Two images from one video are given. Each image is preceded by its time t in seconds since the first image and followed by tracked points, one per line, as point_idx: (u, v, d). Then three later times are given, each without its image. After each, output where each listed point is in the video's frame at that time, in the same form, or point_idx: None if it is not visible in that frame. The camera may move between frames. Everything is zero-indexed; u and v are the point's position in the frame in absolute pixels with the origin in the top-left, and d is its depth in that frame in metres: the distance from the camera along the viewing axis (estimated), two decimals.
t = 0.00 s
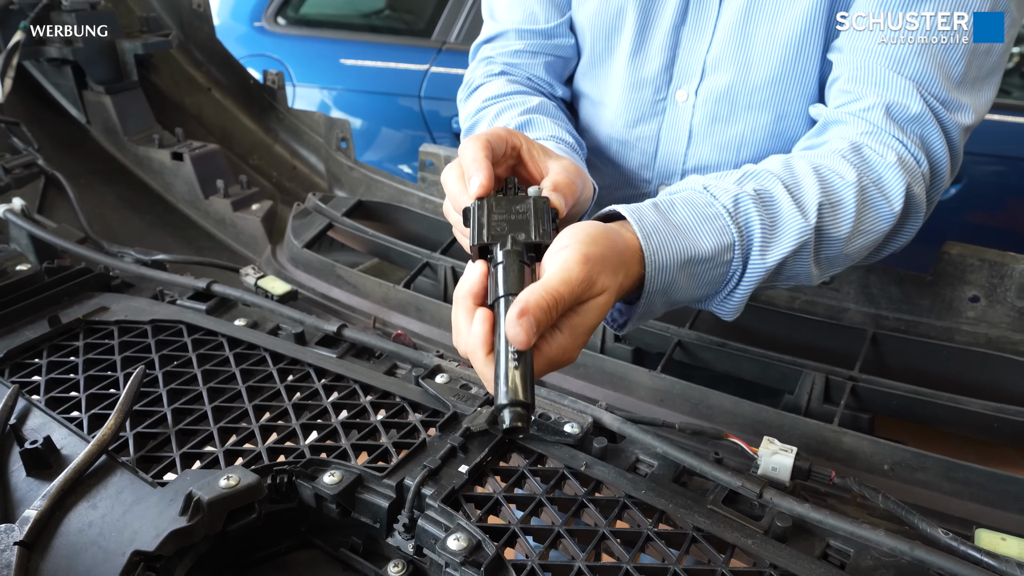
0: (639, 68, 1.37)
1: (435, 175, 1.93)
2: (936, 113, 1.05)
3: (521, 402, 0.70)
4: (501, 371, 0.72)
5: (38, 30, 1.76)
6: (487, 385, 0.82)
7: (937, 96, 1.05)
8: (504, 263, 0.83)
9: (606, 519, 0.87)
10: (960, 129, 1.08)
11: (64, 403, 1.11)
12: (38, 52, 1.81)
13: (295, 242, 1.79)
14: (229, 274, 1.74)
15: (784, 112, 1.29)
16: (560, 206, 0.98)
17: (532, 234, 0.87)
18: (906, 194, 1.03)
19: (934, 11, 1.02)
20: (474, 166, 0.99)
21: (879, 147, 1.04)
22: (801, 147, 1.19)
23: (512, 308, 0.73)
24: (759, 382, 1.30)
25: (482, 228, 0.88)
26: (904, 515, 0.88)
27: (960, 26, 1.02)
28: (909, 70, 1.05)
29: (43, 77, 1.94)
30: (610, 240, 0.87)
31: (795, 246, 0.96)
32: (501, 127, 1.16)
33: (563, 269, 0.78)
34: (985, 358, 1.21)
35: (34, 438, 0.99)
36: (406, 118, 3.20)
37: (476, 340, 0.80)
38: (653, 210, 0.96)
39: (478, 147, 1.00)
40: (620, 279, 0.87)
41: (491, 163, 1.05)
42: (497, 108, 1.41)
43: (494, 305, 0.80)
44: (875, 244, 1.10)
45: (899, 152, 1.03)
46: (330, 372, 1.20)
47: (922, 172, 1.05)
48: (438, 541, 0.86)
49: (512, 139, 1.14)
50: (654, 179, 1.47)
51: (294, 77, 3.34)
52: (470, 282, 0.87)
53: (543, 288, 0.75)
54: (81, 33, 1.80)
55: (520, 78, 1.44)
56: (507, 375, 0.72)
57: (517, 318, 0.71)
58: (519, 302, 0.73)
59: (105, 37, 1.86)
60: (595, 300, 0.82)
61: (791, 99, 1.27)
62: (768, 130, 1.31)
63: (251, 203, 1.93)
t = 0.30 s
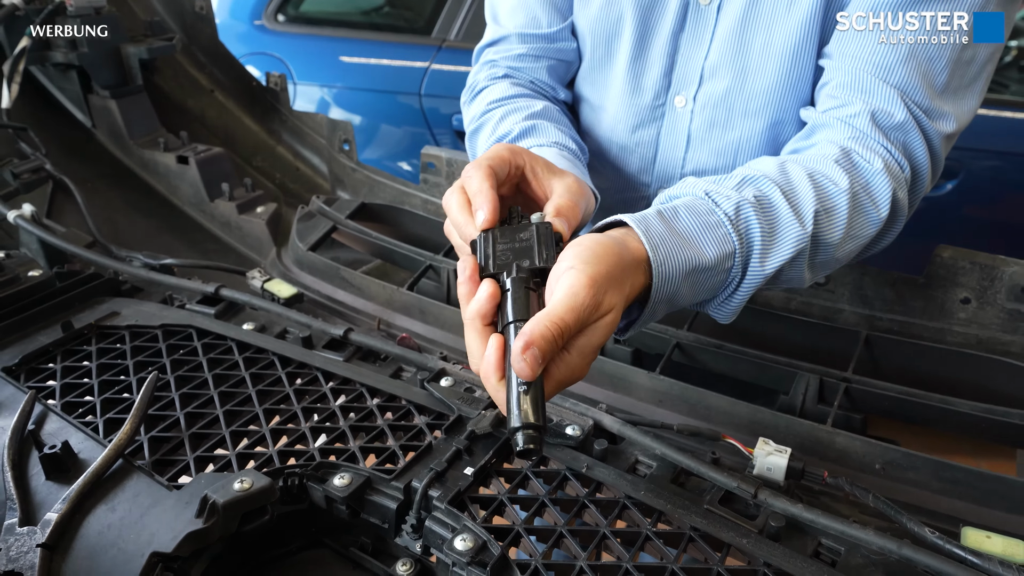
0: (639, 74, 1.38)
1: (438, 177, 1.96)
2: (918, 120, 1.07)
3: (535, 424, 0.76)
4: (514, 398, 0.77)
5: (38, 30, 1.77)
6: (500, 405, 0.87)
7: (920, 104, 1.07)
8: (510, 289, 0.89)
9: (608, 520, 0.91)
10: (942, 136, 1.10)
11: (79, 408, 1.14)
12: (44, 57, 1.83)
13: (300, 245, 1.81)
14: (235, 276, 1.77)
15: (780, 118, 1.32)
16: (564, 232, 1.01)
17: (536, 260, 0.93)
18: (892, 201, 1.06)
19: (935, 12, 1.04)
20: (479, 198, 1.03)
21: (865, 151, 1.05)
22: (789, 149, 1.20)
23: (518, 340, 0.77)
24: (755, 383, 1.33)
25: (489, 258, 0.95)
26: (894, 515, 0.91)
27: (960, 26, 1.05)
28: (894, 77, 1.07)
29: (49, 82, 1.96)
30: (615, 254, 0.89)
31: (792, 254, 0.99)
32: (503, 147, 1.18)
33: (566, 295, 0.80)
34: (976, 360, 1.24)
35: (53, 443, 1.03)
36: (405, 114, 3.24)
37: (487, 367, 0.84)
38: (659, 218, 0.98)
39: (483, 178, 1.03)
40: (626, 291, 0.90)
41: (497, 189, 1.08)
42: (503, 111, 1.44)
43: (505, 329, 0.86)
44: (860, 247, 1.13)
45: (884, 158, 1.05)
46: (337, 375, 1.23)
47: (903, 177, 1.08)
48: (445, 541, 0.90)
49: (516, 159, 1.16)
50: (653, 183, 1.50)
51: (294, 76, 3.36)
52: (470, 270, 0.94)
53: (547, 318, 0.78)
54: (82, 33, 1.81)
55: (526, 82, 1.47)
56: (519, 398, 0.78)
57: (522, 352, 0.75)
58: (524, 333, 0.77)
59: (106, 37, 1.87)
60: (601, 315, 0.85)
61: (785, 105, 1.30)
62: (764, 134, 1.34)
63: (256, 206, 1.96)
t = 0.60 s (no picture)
0: (633, 61, 1.39)
1: (431, 163, 1.96)
2: (899, 105, 1.08)
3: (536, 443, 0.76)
4: (517, 416, 0.78)
5: (39, 31, 1.79)
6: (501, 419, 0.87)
7: (901, 89, 1.08)
8: (510, 299, 0.89)
9: (605, 507, 0.93)
10: (922, 121, 1.11)
11: (83, 406, 1.16)
12: (32, 49, 1.81)
13: (295, 235, 1.81)
14: (232, 268, 1.78)
15: (769, 103, 1.32)
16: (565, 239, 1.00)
17: (538, 267, 0.93)
18: (873, 187, 1.07)
19: (934, 12, 1.03)
20: (481, 200, 1.00)
21: (846, 138, 1.06)
22: (774, 133, 1.22)
23: (519, 359, 0.77)
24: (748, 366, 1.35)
25: (488, 264, 0.95)
26: (881, 497, 0.94)
27: (958, 25, 1.06)
28: (876, 63, 1.07)
29: (37, 74, 1.94)
30: (611, 263, 0.89)
31: (779, 247, 1.01)
32: (505, 136, 1.14)
33: (566, 310, 0.80)
34: (963, 340, 1.27)
35: (61, 443, 1.05)
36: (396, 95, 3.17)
37: (489, 380, 0.84)
38: (649, 217, 0.98)
39: (487, 181, 1.00)
40: (622, 302, 0.90)
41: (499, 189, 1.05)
42: (503, 94, 1.38)
43: (506, 342, 0.86)
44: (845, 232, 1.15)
45: (865, 144, 1.06)
46: (337, 368, 1.25)
47: (885, 163, 1.09)
48: (448, 532, 0.93)
49: (517, 152, 1.13)
50: (645, 168, 1.51)
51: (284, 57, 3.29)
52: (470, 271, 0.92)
53: (547, 335, 0.79)
54: (81, 33, 1.82)
55: (526, 65, 1.45)
56: (521, 416, 0.78)
57: (523, 373, 0.76)
58: (524, 353, 0.77)
59: (105, 37, 1.87)
60: (601, 327, 0.85)
61: (774, 91, 1.30)
62: (754, 120, 1.34)
63: (250, 196, 1.96)
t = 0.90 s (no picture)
0: (623, 58, 1.39)
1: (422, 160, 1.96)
2: (883, 105, 1.09)
3: (539, 470, 0.79)
4: (521, 444, 0.79)
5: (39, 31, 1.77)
6: (505, 444, 0.88)
7: (886, 88, 1.09)
8: (511, 324, 0.91)
9: (599, 507, 0.95)
10: (906, 120, 1.13)
11: (80, 412, 1.17)
12: (17, 48, 1.79)
13: (287, 234, 1.80)
14: (224, 269, 1.78)
15: (757, 102, 1.33)
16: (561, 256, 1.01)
17: (536, 291, 0.95)
18: (859, 187, 1.08)
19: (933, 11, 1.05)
20: (480, 215, 1.00)
21: (832, 138, 1.07)
22: (761, 133, 1.22)
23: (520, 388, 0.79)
24: (738, 363, 1.36)
25: (487, 287, 0.97)
26: (867, 493, 0.97)
27: (959, 25, 1.10)
28: (862, 62, 1.07)
29: (23, 72, 1.93)
30: (610, 286, 0.91)
31: (771, 255, 1.03)
32: (503, 146, 1.13)
33: (566, 338, 0.82)
34: (948, 336, 1.29)
35: (59, 450, 1.06)
36: (386, 87, 3.11)
37: (490, 406, 0.86)
38: (644, 233, 1.00)
39: (484, 194, 1.00)
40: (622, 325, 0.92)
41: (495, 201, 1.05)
42: (497, 93, 1.37)
43: (506, 367, 0.88)
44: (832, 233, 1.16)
45: (850, 144, 1.07)
46: (332, 370, 1.26)
47: (870, 163, 1.10)
48: (445, 533, 0.95)
49: (515, 164, 1.13)
50: (635, 166, 1.51)
51: (271, 49, 3.22)
52: (471, 296, 0.94)
53: (547, 364, 0.80)
54: (81, 33, 1.83)
55: (521, 64, 1.45)
56: (524, 444, 0.79)
57: (525, 403, 0.77)
58: (525, 383, 0.79)
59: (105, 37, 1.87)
60: (602, 352, 0.87)
61: (762, 90, 1.30)
62: (742, 119, 1.35)
63: (241, 194, 1.95)
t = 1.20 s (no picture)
0: (614, 52, 1.39)
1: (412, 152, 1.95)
2: (873, 99, 1.10)
3: (555, 477, 0.80)
4: (536, 450, 0.80)
5: (39, 30, 1.75)
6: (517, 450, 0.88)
7: (876, 83, 1.10)
8: (521, 331, 0.90)
9: (593, 500, 0.96)
10: (897, 114, 1.14)
11: (71, 409, 1.16)
12: None
13: (277, 228, 1.79)
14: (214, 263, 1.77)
15: (747, 96, 1.33)
16: (561, 238, 1.01)
17: (543, 295, 0.94)
18: (853, 182, 1.10)
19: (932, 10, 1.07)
20: (465, 169, 1.04)
21: (825, 133, 1.08)
22: (753, 128, 1.23)
23: (534, 396, 0.79)
24: (728, 355, 1.37)
25: (494, 292, 0.95)
26: (855, 483, 0.98)
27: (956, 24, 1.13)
28: (853, 57, 1.08)
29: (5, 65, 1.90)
30: (618, 290, 0.92)
31: (770, 251, 1.05)
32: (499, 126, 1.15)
33: (578, 345, 0.83)
34: (935, 326, 1.31)
35: (51, 448, 1.06)
36: (373, 77, 3.07)
37: (502, 414, 0.85)
38: (646, 233, 1.00)
39: (468, 149, 1.04)
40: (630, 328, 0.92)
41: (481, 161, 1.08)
42: (487, 85, 1.37)
43: (518, 373, 0.88)
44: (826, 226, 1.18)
45: (843, 139, 1.08)
46: (325, 365, 1.26)
47: (862, 157, 1.11)
48: (440, 527, 0.95)
49: (510, 143, 1.14)
50: (626, 160, 1.51)
51: (256, 38, 3.19)
52: (479, 302, 0.91)
53: (560, 371, 0.81)
54: (81, 32, 1.82)
55: (509, 56, 1.44)
56: (540, 450, 0.80)
57: (540, 411, 0.77)
58: (539, 391, 0.79)
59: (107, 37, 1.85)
60: (611, 356, 0.88)
61: (753, 84, 1.31)
62: (732, 113, 1.36)
63: (229, 188, 1.94)
